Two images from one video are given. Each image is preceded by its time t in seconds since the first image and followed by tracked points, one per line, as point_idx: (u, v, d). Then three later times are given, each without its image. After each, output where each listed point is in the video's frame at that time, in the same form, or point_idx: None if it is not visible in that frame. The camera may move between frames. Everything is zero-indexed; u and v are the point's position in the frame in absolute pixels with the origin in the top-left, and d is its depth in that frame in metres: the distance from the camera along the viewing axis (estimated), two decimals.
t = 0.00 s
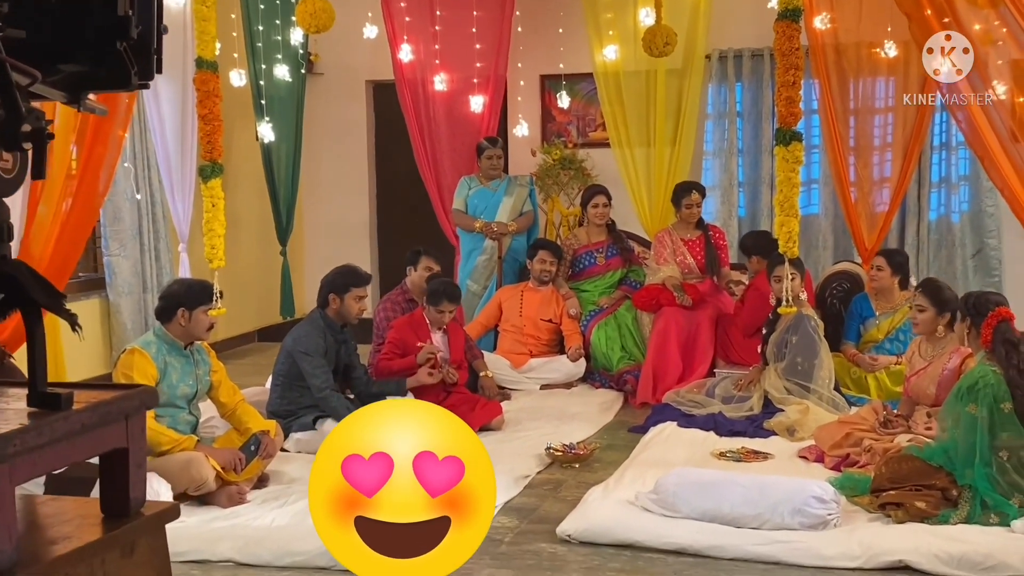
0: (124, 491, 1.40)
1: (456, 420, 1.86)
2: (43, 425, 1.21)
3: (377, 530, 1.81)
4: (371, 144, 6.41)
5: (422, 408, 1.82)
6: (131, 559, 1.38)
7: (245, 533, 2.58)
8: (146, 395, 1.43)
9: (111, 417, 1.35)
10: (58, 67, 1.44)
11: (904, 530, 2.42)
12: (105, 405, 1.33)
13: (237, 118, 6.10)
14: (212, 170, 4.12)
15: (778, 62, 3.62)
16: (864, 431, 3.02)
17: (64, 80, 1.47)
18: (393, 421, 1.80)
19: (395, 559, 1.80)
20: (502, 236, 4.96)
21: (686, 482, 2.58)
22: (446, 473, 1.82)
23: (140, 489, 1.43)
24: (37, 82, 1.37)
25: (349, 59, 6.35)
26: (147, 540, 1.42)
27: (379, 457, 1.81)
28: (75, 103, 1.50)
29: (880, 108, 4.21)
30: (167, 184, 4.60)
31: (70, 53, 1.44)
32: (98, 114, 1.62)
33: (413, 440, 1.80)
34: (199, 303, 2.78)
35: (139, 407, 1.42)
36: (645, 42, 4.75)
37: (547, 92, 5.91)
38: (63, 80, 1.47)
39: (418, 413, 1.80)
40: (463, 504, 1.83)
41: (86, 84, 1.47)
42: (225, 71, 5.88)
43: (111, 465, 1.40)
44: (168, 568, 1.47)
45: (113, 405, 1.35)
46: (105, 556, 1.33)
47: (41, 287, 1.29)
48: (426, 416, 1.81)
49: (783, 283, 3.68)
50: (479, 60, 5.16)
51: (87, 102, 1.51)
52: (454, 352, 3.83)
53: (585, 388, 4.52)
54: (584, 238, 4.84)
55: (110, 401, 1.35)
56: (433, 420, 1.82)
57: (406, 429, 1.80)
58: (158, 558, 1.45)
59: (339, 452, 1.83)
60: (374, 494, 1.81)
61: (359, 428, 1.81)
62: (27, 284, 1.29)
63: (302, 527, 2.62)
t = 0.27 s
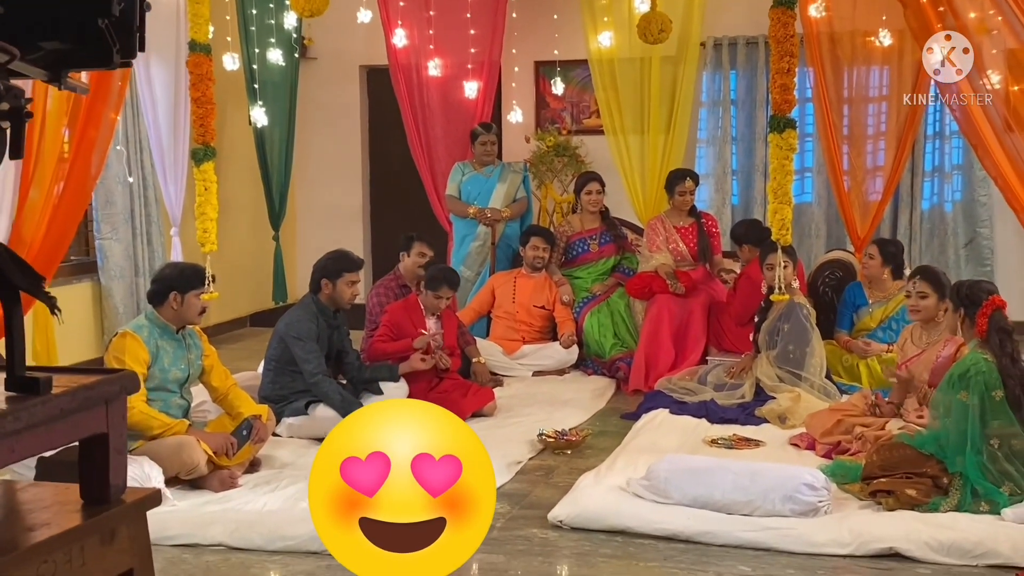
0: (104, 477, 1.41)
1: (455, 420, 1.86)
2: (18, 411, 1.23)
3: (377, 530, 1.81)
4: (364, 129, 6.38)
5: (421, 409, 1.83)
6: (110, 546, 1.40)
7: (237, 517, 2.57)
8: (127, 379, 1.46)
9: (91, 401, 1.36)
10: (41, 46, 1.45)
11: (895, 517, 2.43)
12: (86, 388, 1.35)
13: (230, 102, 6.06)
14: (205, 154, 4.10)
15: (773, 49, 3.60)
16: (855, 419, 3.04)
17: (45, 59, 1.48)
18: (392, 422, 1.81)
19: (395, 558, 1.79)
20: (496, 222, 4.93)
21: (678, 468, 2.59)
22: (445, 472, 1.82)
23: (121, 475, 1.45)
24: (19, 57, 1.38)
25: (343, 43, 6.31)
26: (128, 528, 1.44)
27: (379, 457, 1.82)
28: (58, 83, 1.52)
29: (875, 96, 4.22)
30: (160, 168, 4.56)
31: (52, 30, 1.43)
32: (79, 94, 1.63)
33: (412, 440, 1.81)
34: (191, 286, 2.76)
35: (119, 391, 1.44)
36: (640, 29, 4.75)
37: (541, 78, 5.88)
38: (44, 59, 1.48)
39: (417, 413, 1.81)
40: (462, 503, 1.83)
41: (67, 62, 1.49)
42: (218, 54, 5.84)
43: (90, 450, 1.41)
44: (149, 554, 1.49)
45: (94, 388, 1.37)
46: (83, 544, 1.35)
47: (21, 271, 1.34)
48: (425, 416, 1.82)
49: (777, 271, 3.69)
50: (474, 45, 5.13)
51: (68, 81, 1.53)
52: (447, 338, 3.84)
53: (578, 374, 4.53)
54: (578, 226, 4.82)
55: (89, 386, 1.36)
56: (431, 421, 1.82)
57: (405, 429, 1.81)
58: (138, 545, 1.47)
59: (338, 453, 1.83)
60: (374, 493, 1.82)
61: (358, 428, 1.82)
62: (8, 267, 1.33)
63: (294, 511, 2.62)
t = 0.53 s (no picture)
0: (86, 466, 1.50)
1: (457, 419, 1.76)
2: None
3: (377, 530, 1.72)
4: (360, 114, 6.35)
5: (423, 407, 1.72)
6: (91, 534, 1.49)
7: (230, 501, 2.57)
8: (110, 366, 1.52)
9: (74, 387, 1.44)
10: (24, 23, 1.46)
11: (888, 504, 2.44)
12: (67, 374, 1.42)
13: (225, 86, 6.02)
14: (200, 137, 4.06)
15: (770, 36, 3.60)
16: (849, 406, 3.04)
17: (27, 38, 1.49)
18: (393, 420, 1.70)
19: (396, 558, 1.71)
20: (491, 208, 4.93)
21: (672, 454, 2.60)
22: (447, 473, 1.71)
23: (103, 463, 1.53)
24: None
25: (338, 28, 6.28)
26: (109, 515, 1.52)
27: (379, 457, 1.71)
28: (40, 61, 1.53)
29: (870, 84, 4.21)
30: (154, 151, 4.54)
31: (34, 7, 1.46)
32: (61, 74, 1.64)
33: (413, 440, 1.70)
34: (186, 270, 2.75)
35: (102, 376, 1.50)
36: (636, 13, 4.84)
37: (537, 64, 5.86)
38: (28, 36, 1.48)
39: (419, 412, 1.71)
40: (464, 504, 1.73)
41: (48, 40, 1.50)
42: (213, 38, 5.81)
43: (73, 438, 1.49)
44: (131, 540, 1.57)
45: (75, 373, 1.44)
46: (64, 532, 1.43)
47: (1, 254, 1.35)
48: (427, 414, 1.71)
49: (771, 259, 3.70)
50: (470, 31, 5.11)
51: (49, 60, 1.53)
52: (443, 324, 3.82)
53: (572, 361, 4.53)
54: (573, 212, 4.81)
55: (71, 372, 1.44)
56: (434, 419, 1.72)
57: (406, 428, 1.70)
58: (120, 531, 1.55)
59: (338, 452, 1.72)
60: (374, 494, 1.71)
61: (358, 426, 1.71)
62: None
63: (288, 496, 2.63)
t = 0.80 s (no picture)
0: (70, 453, 1.53)
1: (456, 419, 1.76)
2: None
3: (377, 531, 1.71)
4: (358, 99, 6.33)
5: (422, 407, 1.72)
6: (75, 521, 1.52)
7: (227, 486, 2.58)
8: (93, 350, 1.55)
9: (56, 373, 1.46)
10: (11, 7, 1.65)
11: (884, 491, 2.45)
12: (48, 360, 1.44)
13: (223, 71, 5.99)
14: (197, 122, 4.03)
15: (769, 22, 3.58)
16: (845, 393, 3.05)
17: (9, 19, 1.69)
18: (392, 420, 1.70)
19: (395, 559, 1.71)
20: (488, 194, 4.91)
21: (669, 440, 2.60)
22: (446, 473, 1.71)
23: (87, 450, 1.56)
24: None
25: (335, 13, 6.25)
26: (92, 501, 1.55)
27: (379, 457, 1.71)
28: (23, 41, 1.72)
29: (869, 72, 4.22)
30: (150, 136, 4.51)
31: None
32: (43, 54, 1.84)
33: (412, 439, 1.70)
34: (183, 255, 2.74)
35: (84, 361, 1.53)
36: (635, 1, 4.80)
37: (535, 50, 5.83)
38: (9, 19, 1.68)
39: (417, 411, 1.71)
40: (463, 504, 1.73)
41: (29, 21, 1.69)
42: (210, 22, 5.78)
43: (57, 425, 1.52)
44: (116, 526, 1.61)
45: (57, 360, 1.47)
46: (47, 519, 1.46)
47: None
48: (425, 414, 1.71)
49: (768, 245, 3.70)
50: (467, 17, 5.09)
51: (32, 41, 1.73)
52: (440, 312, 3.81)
53: (569, 348, 4.54)
54: (570, 199, 4.80)
55: (54, 358, 1.46)
56: (432, 419, 1.72)
57: (405, 428, 1.70)
58: (104, 518, 1.59)
59: (337, 452, 1.73)
60: (373, 494, 1.71)
61: (357, 426, 1.71)
62: None
63: (285, 481, 2.63)
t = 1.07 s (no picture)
0: (55, 444, 1.52)
1: (456, 419, 1.76)
2: None
3: (377, 531, 1.70)
4: (357, 87, 6.31)
5: (423, 407, 1.72)
6: (61, 516, 1.50)
7: (226, 473, 2.58)
8: (78, 342, 1.55)
9: (41, 362, 1.46)
10: None
11: (883, 479, 2.45)
12: (33, 351, 1.44)
13: (222, 58, 5.97)
14: (197, 109, 4.02)
15: (769, 9, 3.57)
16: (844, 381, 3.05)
17: None
18: (393, 420, 1.70)
19: (394, 558, 1.70)
20: (488, 182, 4.88)
21: (668, 428, 2.60)
22: (447, 473, 1.71)
23: (72, 442, 1.56)
24: None
25: None
26: (79, 497, 1.54)
27: (379, 457, 1.70)
28: (9, 23, 1.76)
29: (870, 60, 4.18)
30: (150, 123, 4.50)
31: None
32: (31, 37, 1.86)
33: (413, 439, 1.70)
34: (183, 242, 2.74)
35: (70, 353, 1.53)
36: None
37: (535, 38, 5.81)
38: None
39: (419, 411, 1.71)
40: (464, 504, 1.72)
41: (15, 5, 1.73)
42: (209, 9, 5.75)
43: (42, 414, 1.52)
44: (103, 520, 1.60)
45: (43, 351, 1.46)
46: (32, 514, 1.45)
47: None
48: (427, 414, 1.71)
49: (769, 234, 3.69)
50: (467, 4, 5.07)
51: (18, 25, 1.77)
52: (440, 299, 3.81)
53: (568, 336, 4.53)
54: (570, 186, 4.79)
55: (39, 347, 1.46)
56: (433, 419, 1.72)
57: (406, 428, 1.70)
58: (92, 512, 1.57)
59: (337, 452, 1.72)
60: (374, 494, 1.70)
61: (357, 426, 1.71)
62: None
63: (284, 468, 2.63)
